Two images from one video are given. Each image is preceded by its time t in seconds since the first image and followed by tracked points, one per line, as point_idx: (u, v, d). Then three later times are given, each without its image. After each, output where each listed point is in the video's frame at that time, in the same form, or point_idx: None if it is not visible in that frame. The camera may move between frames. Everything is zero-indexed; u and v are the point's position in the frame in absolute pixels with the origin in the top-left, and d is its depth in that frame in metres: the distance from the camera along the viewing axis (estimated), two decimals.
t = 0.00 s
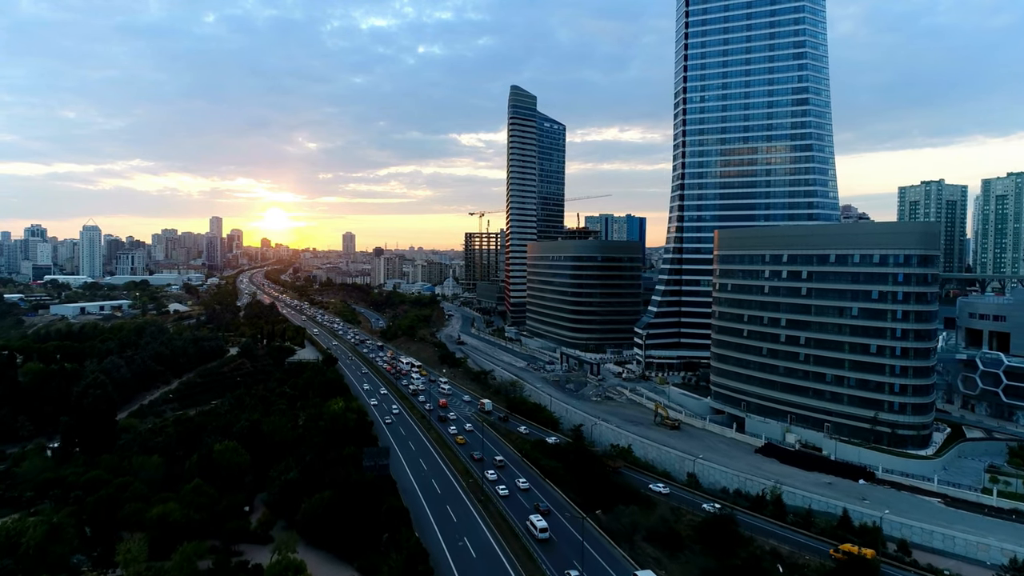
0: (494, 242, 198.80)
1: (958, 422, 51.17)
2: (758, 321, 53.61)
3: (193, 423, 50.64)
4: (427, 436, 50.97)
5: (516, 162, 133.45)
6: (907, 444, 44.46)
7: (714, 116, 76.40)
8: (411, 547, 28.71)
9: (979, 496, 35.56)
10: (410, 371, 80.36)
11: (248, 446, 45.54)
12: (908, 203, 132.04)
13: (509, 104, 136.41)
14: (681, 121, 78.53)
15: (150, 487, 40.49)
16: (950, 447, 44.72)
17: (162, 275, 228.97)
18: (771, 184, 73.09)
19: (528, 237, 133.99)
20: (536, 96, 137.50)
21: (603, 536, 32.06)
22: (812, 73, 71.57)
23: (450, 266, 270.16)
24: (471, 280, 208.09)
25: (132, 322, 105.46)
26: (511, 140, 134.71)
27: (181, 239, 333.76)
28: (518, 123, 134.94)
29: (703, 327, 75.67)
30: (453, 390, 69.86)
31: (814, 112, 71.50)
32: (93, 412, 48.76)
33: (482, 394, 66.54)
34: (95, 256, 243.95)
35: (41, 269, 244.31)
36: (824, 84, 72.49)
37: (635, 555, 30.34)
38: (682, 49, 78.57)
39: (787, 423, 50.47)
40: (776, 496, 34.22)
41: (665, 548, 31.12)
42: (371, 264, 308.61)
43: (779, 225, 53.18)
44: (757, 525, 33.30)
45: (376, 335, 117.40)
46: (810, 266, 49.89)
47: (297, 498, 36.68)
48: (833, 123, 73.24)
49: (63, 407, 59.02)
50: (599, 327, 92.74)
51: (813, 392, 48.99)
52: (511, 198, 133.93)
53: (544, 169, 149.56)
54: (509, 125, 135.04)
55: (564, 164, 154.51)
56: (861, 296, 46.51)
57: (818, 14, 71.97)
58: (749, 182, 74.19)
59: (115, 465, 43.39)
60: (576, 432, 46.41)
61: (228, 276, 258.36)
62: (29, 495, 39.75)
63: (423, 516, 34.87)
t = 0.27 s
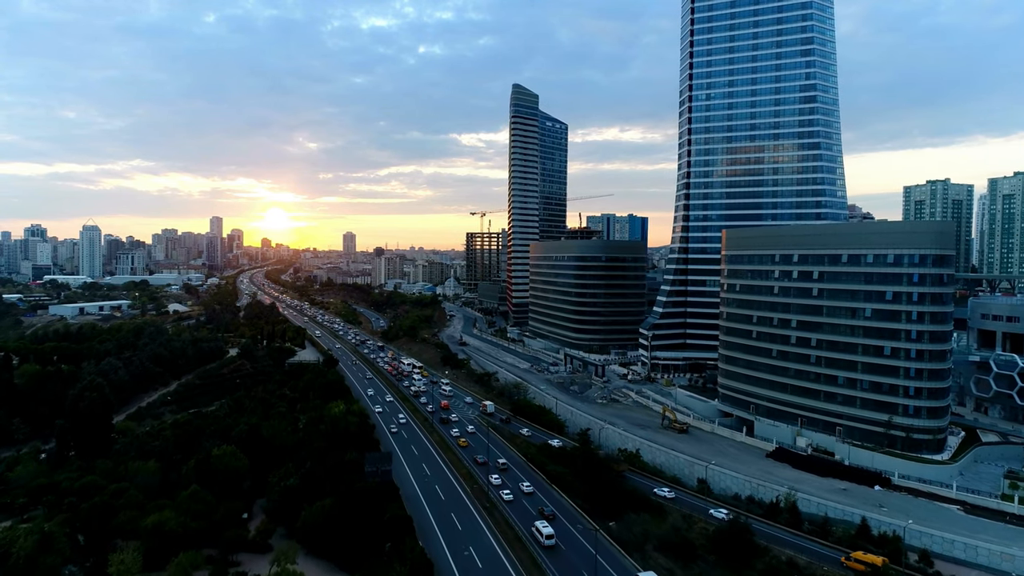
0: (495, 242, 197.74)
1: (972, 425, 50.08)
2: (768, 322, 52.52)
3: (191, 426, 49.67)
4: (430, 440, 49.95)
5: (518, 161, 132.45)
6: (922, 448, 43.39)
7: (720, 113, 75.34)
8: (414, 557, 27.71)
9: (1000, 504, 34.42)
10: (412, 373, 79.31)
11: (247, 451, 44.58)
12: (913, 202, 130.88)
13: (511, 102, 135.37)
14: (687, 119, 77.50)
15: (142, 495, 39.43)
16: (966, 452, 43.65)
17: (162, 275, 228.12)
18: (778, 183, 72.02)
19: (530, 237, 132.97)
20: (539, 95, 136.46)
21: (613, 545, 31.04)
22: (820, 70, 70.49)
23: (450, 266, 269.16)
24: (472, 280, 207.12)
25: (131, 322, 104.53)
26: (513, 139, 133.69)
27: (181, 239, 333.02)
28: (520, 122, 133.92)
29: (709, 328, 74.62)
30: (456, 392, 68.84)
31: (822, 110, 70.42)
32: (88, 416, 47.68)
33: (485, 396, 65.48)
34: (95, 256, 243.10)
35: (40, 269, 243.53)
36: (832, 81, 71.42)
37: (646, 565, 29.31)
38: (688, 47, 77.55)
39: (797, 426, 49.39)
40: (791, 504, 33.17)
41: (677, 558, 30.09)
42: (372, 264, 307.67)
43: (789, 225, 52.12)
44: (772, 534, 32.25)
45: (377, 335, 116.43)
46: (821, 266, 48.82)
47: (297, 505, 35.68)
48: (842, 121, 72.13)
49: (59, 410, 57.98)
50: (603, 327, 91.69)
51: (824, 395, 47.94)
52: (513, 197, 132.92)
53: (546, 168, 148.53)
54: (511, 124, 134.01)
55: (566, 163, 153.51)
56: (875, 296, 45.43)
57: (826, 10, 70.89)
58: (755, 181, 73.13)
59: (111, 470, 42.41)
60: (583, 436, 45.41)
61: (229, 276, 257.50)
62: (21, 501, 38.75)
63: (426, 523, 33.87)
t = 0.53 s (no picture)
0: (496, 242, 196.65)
1: (987, 430, 48.98)
2: (778, 324, 51.46)
3: (189, 430, 48.70)
4: (433, 444, 48.96)
5: (520, 161, 131.41)
6: (938, 453, 42.28)
7: (726, 111, 74.28)
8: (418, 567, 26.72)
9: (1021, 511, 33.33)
10: (413, 374, 78.26)
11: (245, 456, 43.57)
12: (918, 202, 129.73)
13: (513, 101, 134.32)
14: (693, 117, 76.47)
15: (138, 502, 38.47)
16: (983, 457, 42.53)
17: (162, 275, 227.23)
18: (786, 182, 70.93)
19: (532, 237, 131.91)
20: (541, 94, 135.35)
21: (623, 554, 30.07)
22: (828, 67, 69.38)
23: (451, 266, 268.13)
24: (473, 281, 206.10)
25: (130, 323, 103.59)
26: (515, 138, 132.62)
27: (181, 239, 332.17)
28: (522, 121, 132.84)
29: (715, 329, 73.53)
30: (458, 394, 67.79)
31: (830, 108, 69.30)
32: (83, 420, 46.72)
33: (488, 398, 64.44)
34: (95, 256, 242.21)
35: (40, 269, 242.69)
36: (840, 79, 70.32)
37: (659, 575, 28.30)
38: (694, 44, 76.53)
39: (808, 430, 48.33)
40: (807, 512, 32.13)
41: (691, 569, 29.09)
42: (372, 264, 306.66)
43: (800, 224, 51.04)
44: (788, 544, 31.23)
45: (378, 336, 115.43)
46: (833, 266, 47.78)
47: (297, 513, 34.67)
48: (850, 119, 71.00)
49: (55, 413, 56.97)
50: (607, 328, 90.64)
51: (836, 398, 46.89)
52: (515, 197, 131.88)
53: (548, 168, 147.51)
54: (513, 123, 132.98)
55: (568, 163, 152.44)
56: (888, 297, 44.35)
57: (834, 6, 69.80)
58: (762, 180, 72.05)
59: (106, 476, 41.43)
60: (590, 440, 44.47)
61: (229, 276, 256.56)
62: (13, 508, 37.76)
63: (431, 532, 32.92)
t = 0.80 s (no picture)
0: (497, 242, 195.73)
1: (1000, 433, 48.11)
2: (787, 325, 50.53)
3: (187, 433, 47.85)
4: (435, 447, 48.13)
5: (522, 160, 130.51)
6: (952, 457, 41.36)
7: (732, 109, 73.35)
8: None
9: None
10: (414, 375, 77.36)
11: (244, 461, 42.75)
12: (923, 202, 128.78)
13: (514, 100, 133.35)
14: (698, 115, 75.56)
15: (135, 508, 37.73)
16: (998, 462, 41.68)
17: (162, 275, 226.42)
18: (792, 181, 70.03)
19: (534, 237, 131.03)
20: (542, 93, 134.43)
21: (632, 563, 29.26)
22: (836, 65, 68.43)
23: (452, 266, 267.31)
24: (474, 281, 205.25)
25: (129, 323, 102.74)
26: (517, 137, 131.67)
27: (181, 239, 331.55)
28: (524, 120, 131.88)
29: (720, 330, 72.66)
30: (460, 396, 66.87)
31: (838, 106, 68.36)
32: (79, 424, 45.92)
33: (491, 400, 63.54)
34: (95, 256, 241.38)
35: (39, 269, 241.88)
36: (847, 76, 69.38)
37: None
38: (699, 42, 75.62)
39: (818, 434, 47.40)
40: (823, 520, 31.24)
41: None
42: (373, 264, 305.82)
43: (809, 223, 50.11)
44: (803, 552, 30.37)
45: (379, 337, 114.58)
46: (844, 266, 46.86)
47: (297, 521, 33.78)
48: (858, 117, 70.05)
49: (51, 415, 56.15)
50: (610, 329, 89.77)
51: (847, 401, 45.94)
52: (517, 197, 130.96)
53: (550, 167, 146.59)
54: (515, 122, 132.08)
55: (570, 162, 151.54)
56: (901, 298, 43.42)
57: (841, 3, 68.85)
58: (768, 179, 71.16)
59: (101, 481, 40.65)
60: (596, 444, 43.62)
61: (229, 276, 255.83)
62: (5, 515, 36.92)
63: (434, 539, 32.10)
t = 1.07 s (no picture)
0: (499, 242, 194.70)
1: (1017, 438, 47.07)
2: (798, 327, 49.44)
3: (185, 437, 46.84)
4: (439, 451, 47.11)
5: (524, 159, 129.49)
6: (970, 462, 40.28)
7: (739, 107, 72.31)
8: None
9: None
10: (416, 377, 76.33)
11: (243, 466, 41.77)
12: (929, 202, 127.52)
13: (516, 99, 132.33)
14: (704, 113, 74.52)
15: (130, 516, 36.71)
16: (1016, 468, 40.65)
17: (162, 275, 225.55)
18: (800, 180, 69.00)
19: (536, 237, 129.99)
20: (545, 91, 133.33)
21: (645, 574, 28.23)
22: (845, 62, 67.36)
23: (453, 266, 266.10)
24: (476, 281, 204.15)
25: (127, 324, 101.69)
26: (519, 136, 130.64)
27: (182, 239, 330.75)
28: (526, 119, 130.84)
29: (727, 331, 71.66)
30: (463, 398, 65.83)
31: (847, 103, 67.28)
32: (74, 427, 44.93)
33: (495, 402, 62.49)
34: (94, 256, 240.33)
35: (39, 269, 240.95)
36: (856, 73, 68.31)
37: None
38: (705, 39, 74.59)
39: (830, 438, 46.31)
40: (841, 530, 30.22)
41: None
42: (374, 264, 304.82)
43: (820, 222, 49.06)
44: (821, 563, 29.35)
45: (380, 338, 113.53)
46: (856, 267, 45.80)
47: (297, 529, 32.78)
48: (867, 114, 68.98)
49: (46, 418, 55.13)
50: (614, 330, 88.72)
51: (860, 404, 44.87)
52: (519, 196, 129.94)
53: (552, 166, 145.62)
54: (517, 121, 130.99)
55: (572, 162, 150.55)
56: (916, 299, 42.35)
57: None
58: (776, 178, 70.14)
59: (97, 487, 39.66)
60: (604, 448, 42.61)
61: (229, 276, 255.07)
62: None
63: (439, 549, 31.06)
